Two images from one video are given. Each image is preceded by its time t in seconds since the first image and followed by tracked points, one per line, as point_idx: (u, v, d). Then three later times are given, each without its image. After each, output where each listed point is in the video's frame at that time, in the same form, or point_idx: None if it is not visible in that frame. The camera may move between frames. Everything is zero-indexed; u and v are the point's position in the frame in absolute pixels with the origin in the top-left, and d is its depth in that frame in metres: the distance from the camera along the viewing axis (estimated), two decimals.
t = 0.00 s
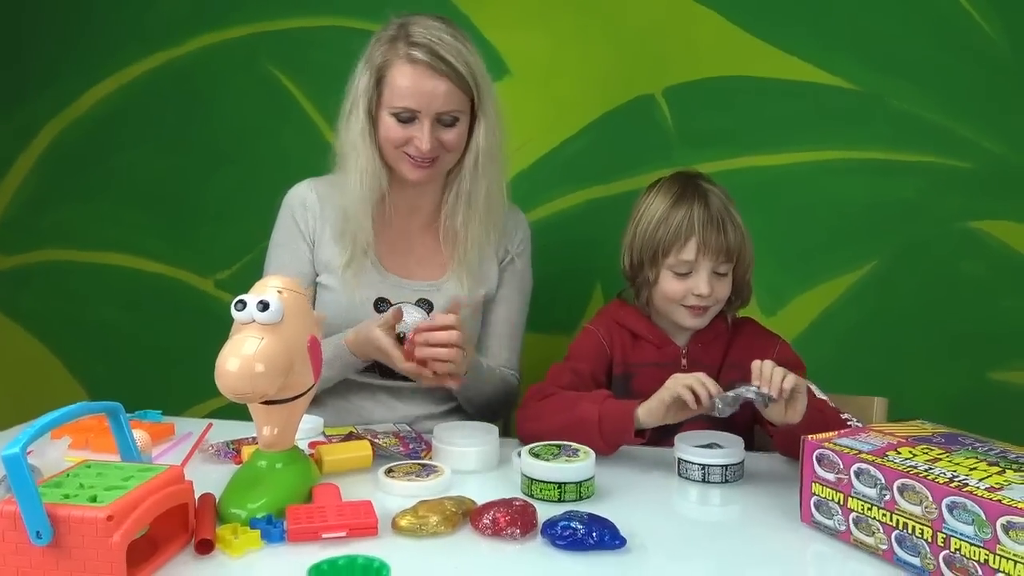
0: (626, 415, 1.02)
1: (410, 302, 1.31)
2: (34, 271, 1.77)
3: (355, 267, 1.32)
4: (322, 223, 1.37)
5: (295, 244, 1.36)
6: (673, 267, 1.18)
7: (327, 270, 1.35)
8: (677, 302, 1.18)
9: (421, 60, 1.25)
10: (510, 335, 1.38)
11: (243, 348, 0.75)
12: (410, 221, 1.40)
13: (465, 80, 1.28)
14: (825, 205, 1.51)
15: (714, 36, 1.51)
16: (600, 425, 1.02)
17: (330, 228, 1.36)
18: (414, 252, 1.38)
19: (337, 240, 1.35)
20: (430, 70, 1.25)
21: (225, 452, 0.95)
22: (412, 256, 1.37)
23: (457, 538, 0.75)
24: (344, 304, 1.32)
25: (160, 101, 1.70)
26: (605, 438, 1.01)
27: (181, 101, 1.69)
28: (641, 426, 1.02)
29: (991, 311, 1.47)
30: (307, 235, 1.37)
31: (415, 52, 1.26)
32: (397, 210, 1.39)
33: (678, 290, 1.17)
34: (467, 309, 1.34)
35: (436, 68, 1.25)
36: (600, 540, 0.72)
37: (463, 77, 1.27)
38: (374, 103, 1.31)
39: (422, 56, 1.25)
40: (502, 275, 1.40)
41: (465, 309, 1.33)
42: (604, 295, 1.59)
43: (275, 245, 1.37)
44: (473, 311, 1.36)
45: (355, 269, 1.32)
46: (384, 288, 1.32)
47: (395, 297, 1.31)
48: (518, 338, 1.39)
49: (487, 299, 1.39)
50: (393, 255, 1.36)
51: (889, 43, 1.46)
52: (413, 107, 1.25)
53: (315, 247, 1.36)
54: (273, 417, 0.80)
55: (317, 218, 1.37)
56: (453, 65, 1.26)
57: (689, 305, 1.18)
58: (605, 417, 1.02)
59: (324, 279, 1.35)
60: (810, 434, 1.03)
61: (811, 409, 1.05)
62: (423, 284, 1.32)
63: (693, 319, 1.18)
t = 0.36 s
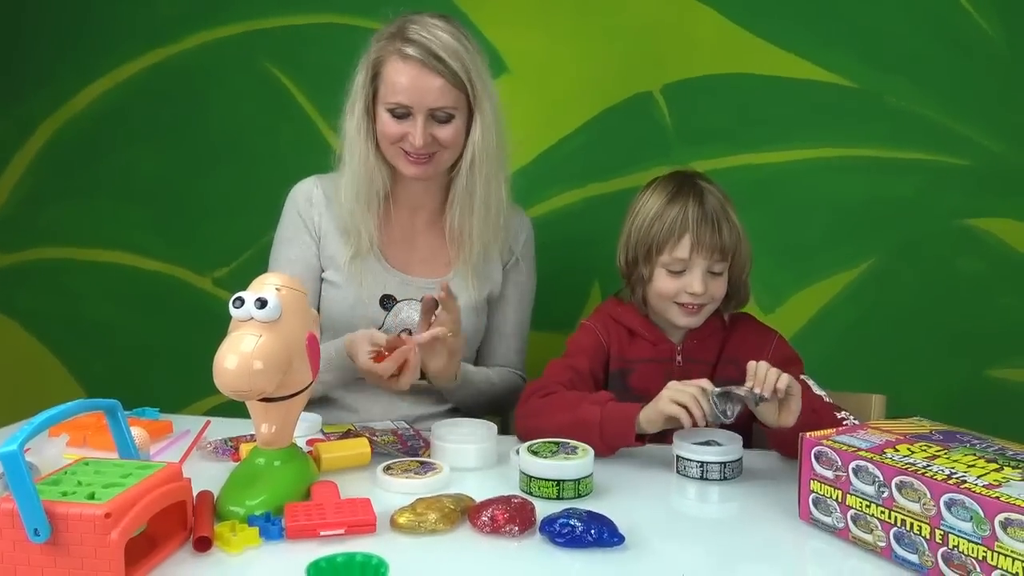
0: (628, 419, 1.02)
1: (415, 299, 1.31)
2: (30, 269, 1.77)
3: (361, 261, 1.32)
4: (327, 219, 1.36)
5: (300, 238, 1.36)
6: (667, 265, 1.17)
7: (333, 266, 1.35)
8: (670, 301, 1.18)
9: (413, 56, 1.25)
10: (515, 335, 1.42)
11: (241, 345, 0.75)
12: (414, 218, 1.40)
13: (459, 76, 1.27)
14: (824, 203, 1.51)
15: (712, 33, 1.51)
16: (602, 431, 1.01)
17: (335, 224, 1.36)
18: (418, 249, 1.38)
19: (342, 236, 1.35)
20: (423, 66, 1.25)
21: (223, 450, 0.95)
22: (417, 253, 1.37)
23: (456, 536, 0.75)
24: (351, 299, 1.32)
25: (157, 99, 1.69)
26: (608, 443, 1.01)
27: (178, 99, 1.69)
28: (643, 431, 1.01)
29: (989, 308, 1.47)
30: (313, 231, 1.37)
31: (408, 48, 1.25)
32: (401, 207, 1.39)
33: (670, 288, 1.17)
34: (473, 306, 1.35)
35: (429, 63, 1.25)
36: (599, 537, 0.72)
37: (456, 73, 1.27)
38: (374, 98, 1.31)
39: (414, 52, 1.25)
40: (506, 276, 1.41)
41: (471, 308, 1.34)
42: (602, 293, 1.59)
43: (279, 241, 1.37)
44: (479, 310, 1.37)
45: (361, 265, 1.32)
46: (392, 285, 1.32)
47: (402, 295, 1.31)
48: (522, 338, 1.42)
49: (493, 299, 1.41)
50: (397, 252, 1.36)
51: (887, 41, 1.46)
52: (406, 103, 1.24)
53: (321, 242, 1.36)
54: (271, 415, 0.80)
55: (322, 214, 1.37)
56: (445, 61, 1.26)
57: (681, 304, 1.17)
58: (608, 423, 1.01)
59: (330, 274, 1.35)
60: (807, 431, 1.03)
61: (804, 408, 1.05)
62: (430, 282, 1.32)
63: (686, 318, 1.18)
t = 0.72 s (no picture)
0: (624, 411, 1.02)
1: (414, 298, 1.32)
2: (29, 268, 1.77)
3: (360, 261, 1.32)
4: (327, 219, 1.36)
5: (299, 239, 1.36)
6: (655, 265, 1.17)
7: (331, 266, 1.35)
8: (658, 300, 1.18)
9: (421, 53, 1.26)
10: (513, 332, 1.40)
11: (240, 345, 0.75)
12: (415, 216, 1.40)
13: (465, 72, 1.28)
14: (822, 203, 1.51)
15: (711, 33, 1.51)
16: (599, 422, 1.02)
17: (335, 224, 1.36)
18: (419, 248, 1.38)
19: (342, 236, 1.35)
20: (431, 62, 1.25)
21: (221, 449, 0.95)
22: (418, 252, 1.37)
23: (454, 536, 0.75)
24: (349, 299, 1.32)
25: (156, 98, 1.69)
26: (605, 434, 1.01)
27: (177, 97, 1.69)
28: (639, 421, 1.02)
29: (987, 309, 1.47)
30: (312, 231, 1.37)
31: (416, 45, 1.26)
32: (401, 205, 1.40)
33: (658, 287, 1.17)
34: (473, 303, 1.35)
35: (437, 60, 1.26)
36: (597, 538, 0.72)
37: (463, 70, 1.28)
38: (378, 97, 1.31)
39: (422, 48, 1.26)
40: (505, 273, 1.41)
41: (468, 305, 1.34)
42: (601, 292, 1.59)
43: (279, 241, 1.37)
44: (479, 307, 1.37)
45: (361, 264, 1.32)
46: (390, 284, 1.32)
47: (401, 294, 1.31)
48: (521, 335, 1.40)
49: (492, 297, 1.40)
50: (397, 251, 1.36)
51: (886, 41, 1.46)
52: (413, 99, 1.25)
53: (320, 242, 1.36)
54: (269, 414, 0.80)
55: (321, 214, 1.37)
56: (452, 58, 1.26)
57: (669, 303, 1.18)
58: (604, 415, 1.02)
59: (328, 274, 1.35)
60: (805, 431, 1.03)
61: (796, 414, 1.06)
62: (430, 280, 1.32)
63: (673, 317, 1.18)
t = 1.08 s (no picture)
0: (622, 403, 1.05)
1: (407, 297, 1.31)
2: (27, 268, 1.77)
3: (352, 262, 1.32)
4: (319, 220, 1.36)
5: (290, 239, 1.36)
6: (635, 262, 1.18)
7: (323, 266, 1.35)
8: (640, 297, 1.19)
9: (430, 48, 1.27)
10: (511, 333, 1.40)
11: (238, 347, 0.75)
12: (409, 215, 1.40)
13: (471, 71, 1.29)
14: (820, 208, 1.51)
15: (709, 36, 1.51)
16: (598, 415, 1.05)
17: (328, 223, 1.36)
18: (414, 247, 1.37)
19: (334, 236, 1.35)
20: (439, 59, 1.27)
21: (219, 451, 0.95)
22: (412, 252, 1.37)
23: (450, 539, 0.75)
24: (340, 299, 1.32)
25: (156, 98, 1.69)
26: (604, 428, 1.05)
27: (176, 97, 1.69)
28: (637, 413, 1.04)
29: (984, 314, 1.47)
30: (304, 232, 1.37)
31: (425, 41, 1.27)
32: (397, 205, 1.40)
33: (640, 284, 1.18)
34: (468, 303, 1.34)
35: (445, 57, 1.27)
36: (593, 542, 0.72)
37: (469, 68, 1.29)
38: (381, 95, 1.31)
39: (431, 44, 1.27)
40: (501, 274, 1.41)
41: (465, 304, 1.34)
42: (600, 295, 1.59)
43: (273, 240, 1.37)
44: (474, 308, 1.36)
45: (355, 264, 1.32)
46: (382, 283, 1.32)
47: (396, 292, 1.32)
48: (521, 337, 1.40)
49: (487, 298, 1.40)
50: (391, 251, 1.36)
51: (884, 47, 1.47)
52: (420, 95, 1.26)
53: (311, 243, 1.36)
54: (267, 416, 0.80)
55: (314, 215, 1.37)
56: (460, 55, 1.28)
57: (652, 300, 1.18)
58: (602, 409, 1.05)
59: (320, 275, 1.35)
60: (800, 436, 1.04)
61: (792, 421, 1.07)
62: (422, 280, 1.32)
63: (657, 314, 1.19)
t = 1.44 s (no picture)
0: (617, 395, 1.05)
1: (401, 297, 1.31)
2: (22, 270, 1.77)
3: (346, 261, 1.32)
4: (314, 219, 1.36)
5: (284, 240, 1.36)
6: (624, 268, 1.18)
7: (317, 268, 1.34)
8: (633, 302, 1.18)
9: (435, 47, 1.27)
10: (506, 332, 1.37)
11: (235, 347, 0.75)
12: (404, 212, 1.40)
13: (473, 71, 1.29)
14: (818, 207, 1.51)
15: (706, 36, 1.51)
16: (592, 407, 1.06)
17: (323, 223, 1.36)
18: (408, 246, 1.37)
19: (329, 236, 1.34)
20: (443, 58, 1.27)
21: (215, 451, 0.95)
22: (407, 251, 1.37)
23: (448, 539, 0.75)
24: (333, 300, 1.31)
25: (152, 98, 1.69)
26: (599, 421, 1.06)
27: (172, 98, 1.68)
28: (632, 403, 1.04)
29: (981, 314, 1.48)
30: (298, 232, 1.36)
31: (430, 39, 1.27)
32: (392, 203, 1.40)
33: (631, 290, 1.17)
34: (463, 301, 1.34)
35: (448, 56, 1.27)
36: (592, 542, 0.72)
37: (472, 68, 1.29)
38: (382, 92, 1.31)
39: (436, 43, 1.27)
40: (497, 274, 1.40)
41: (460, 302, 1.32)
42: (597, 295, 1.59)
43: (267, 239, 1.36)
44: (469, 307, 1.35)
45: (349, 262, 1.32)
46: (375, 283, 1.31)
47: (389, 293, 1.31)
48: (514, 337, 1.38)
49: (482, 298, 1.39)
50: (385, 250, 1.35)
51: (882, 47, 1.47)
52: (421, 93, 1.26)
53: (305, 244, 1.36)
54: (264, 416, 0.80)
55: (309, 214, 1.36)
56: (463, 55, 1.28)
57: (645, 304, 1.18)
58: (596, 402, 1.06)
59: (314, 276, 1.34)
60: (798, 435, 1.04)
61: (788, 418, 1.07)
62: (415, 279, 1.31)
63: (651, 317, 1.18)
